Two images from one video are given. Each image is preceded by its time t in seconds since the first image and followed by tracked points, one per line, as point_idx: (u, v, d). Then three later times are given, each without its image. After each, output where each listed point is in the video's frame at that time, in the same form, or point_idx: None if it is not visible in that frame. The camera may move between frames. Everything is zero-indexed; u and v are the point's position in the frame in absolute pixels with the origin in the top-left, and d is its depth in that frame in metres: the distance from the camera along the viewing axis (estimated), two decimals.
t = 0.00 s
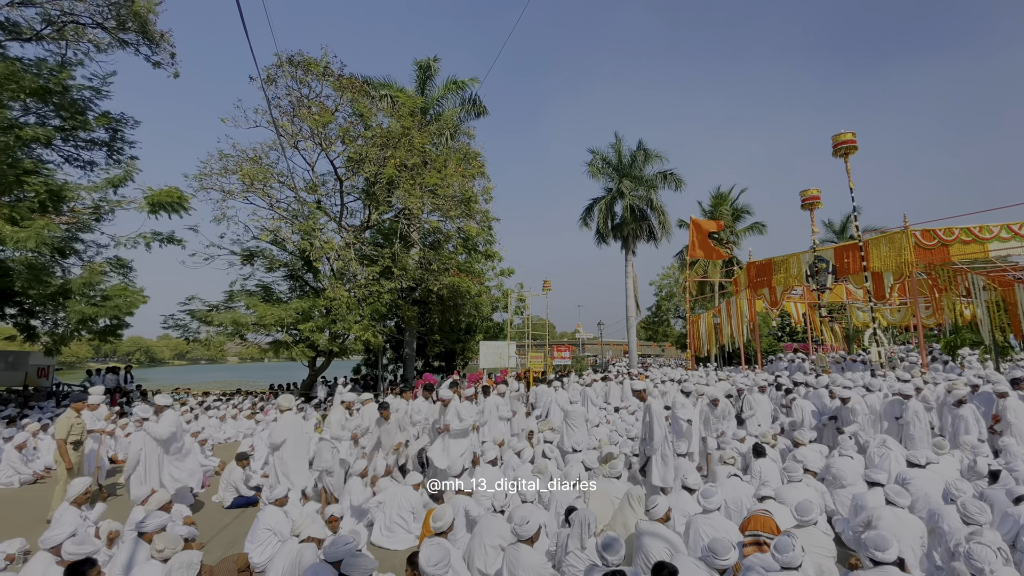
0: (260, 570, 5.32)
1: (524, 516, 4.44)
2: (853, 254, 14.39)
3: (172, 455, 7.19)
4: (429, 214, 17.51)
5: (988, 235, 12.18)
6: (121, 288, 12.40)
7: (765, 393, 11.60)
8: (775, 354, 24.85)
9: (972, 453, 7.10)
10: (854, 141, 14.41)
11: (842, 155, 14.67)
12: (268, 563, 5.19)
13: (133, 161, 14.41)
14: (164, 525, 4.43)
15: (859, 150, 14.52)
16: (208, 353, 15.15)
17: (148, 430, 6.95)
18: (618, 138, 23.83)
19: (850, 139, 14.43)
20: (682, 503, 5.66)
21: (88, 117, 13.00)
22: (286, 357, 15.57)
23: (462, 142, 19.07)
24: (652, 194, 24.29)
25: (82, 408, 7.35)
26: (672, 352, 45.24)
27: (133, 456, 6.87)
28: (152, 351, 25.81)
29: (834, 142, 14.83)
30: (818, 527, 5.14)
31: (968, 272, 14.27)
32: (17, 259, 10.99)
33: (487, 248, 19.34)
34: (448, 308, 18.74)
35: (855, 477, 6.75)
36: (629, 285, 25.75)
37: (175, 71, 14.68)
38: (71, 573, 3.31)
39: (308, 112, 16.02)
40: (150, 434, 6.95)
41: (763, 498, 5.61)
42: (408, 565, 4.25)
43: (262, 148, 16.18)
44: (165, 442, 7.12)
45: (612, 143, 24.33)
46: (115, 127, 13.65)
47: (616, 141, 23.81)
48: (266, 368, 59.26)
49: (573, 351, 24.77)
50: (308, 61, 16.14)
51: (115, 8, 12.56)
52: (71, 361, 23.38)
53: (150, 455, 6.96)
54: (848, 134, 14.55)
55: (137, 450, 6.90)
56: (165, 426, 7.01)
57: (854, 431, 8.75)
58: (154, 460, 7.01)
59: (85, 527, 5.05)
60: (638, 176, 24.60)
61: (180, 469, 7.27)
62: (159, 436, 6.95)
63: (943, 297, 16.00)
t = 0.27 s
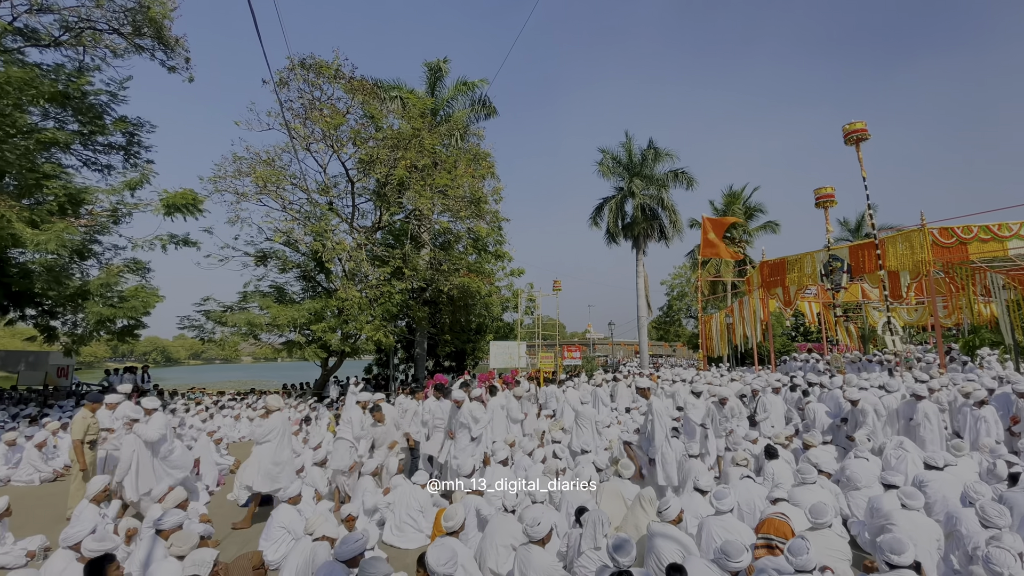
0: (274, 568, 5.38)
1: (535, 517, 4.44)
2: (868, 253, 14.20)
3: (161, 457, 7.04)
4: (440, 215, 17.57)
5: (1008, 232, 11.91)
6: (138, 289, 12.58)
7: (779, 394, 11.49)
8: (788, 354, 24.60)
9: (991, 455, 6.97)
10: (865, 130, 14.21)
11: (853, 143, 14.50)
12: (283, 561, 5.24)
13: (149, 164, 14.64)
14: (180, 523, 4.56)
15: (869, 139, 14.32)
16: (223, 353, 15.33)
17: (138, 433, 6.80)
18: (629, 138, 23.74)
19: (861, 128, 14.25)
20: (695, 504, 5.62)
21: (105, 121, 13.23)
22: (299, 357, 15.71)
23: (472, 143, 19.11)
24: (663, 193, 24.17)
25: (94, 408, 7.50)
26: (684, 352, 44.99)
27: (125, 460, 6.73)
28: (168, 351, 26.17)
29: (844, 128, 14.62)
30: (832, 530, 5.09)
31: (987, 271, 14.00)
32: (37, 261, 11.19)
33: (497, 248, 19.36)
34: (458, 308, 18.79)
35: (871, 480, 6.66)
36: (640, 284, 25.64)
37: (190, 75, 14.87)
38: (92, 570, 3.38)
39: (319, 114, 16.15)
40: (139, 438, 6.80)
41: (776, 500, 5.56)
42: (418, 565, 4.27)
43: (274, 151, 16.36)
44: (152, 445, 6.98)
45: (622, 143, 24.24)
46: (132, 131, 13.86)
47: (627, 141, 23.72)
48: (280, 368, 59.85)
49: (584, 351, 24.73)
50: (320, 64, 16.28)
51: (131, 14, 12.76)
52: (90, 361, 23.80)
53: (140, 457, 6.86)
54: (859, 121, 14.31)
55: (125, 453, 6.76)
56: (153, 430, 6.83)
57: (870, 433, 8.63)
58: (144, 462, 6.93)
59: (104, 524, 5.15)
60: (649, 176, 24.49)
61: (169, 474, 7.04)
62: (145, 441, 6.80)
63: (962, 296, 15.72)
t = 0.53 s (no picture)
0: (286, 566, 5.44)
1: (544, 518, 4.44)
2: (881, 252, 14.04)
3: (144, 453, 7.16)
4: (448, 215, 17.62)
5: None
6: (151, 290, 12.73)
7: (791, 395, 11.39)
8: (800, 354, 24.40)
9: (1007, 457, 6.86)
10: (877, 125, 14.05)
11: (865, 137, 14.35)
12: (294, 559, 5.30)
13: (162, 167, 14.81)
14: (194, 522, 4.59)
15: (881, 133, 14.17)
16: (235, 353, 15.46)
17: (124, 430, 6.91)
18: (638, 137, 23.66)
19: (873, 123, 14.09)
20: (705, 506, 5.60)
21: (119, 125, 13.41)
22: (309, 357, 15.83)
23: (480, 144, 19.14)
24: (672, 192, 24.06)
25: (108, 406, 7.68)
26: (694, 353, 44.75)
27: (111, 456, 6.77)
28: (181, 351, 26.46)
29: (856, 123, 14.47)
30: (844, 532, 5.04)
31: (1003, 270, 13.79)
32: (53, 263, 11.36)
33: (505, 248, 19.36)
34: (467, 308, 18.83)
35: (884, 482, 6.59)
36: (650, 284, 25.54)
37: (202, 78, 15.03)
38: (109, 568, 3.45)
39: (329, 116, 16.25)
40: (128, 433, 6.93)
41: (787, 503, 5.52)
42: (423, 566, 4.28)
43: (285, 152, 16.50)
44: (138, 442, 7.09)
45: (631, 142, 24.15)
46: (145, 135, 14.04)
47: (636, 140, 23.64)
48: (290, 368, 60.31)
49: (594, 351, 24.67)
50: (329, 66, 16.39)
51: (144, 19, 12.92)
52: (105, 361, 24.12)
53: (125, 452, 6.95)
54: (873, 116, 14.14)
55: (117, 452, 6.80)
56: (142, 425, 7.00)
57: (884, 435, 8.54)
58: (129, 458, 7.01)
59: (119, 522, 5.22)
60: (658, 175, 24.39)
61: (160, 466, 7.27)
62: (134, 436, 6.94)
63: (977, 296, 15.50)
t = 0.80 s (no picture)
0: (294, 567, 5.49)
1: (548, 521, 4.46)
2: (890, 252, 13.94)
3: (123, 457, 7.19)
4: (454, 217, 17.66)
5: None
6: (160, 292, 12.84)
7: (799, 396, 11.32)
8: (808, 355, 24.25)
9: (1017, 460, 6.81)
10: (884, 126, 13.98)
11: (871, 139, 14.26)
12: (301, 560, 5.35)
13: (171, 169, 14.94)
14: (203, 522, 4.67)
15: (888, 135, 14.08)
16: (243, 354, 15.57)
17: (104, 432, 6.95)
18: (644, 137, 23.61)
19: (879, 124, 14.02)
20: (710, 509, 5.59)
21: (129, 128, 13.55)
22: (316, 358, 15.91)
23: (486, 145, 19.17)
24: (678, 192, 23.99)
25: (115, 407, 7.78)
26: (701, 353, 44.62)
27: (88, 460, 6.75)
28: (189, 351, 26.66)
29: (863, 123, 14.39)
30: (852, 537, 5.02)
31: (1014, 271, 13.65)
32: (64, 265, 11.49)
33: (511, 249, 19.37)
34: (473, 309, 18.87)
35: (892, 485, 6.55)
36: (656, 285, 25.48)
37: (210, 81, 15.15)
38: (118, 569, 3.49)
39: (336, 118, 16.34)
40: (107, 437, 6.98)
41: (793, 506, 5.49)
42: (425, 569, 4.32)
43: (292, 155, 16.60)
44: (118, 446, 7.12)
45: (637, 142, 24.11)
46: (155, 138, 14.17)
47: (642, 140, 23.59)
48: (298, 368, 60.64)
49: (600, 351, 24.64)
50: (336, 68, 16.48)
51: (153, 23, 13.04)
52: (115, 361, 24.35)
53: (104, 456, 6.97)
54: (879, 117, 14.06)
55: (95, 454, 6.77)
56: (122, 428, 7.10)
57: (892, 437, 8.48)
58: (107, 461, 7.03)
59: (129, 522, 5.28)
60: (664, 175, 24.32)
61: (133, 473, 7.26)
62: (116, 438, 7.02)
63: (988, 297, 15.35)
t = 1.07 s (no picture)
0: (298, 568, 5.54)
1: (549, 524, 4.51)
2: (894, 253, 13.91)
3: (102, 458, 7.11)
4: (457, 218, 17.72)
5: None
6: (166, 293, 12.94)
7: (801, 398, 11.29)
8: (811, 357, 24.20)
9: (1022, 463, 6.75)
10: (884, 131, 13.97)
11: (872, 144, 14.24)
12: (305, 562, 5.41)
13: (177, 171, 15.04)
14: (208, 523, 4.63)
15: (889, 138, 14.07)
16: (247, 355, 15.64)
17: (82, 433, 6.94)
18: (647, 138, 23.63)
19: (879, 129, 14.01)
20: (711, 511, 5.62)
21: (134, 130, 13.65)
22: (320, 359, 15.99)
23: (488, 146, 19.21)
24: (681, 193, 23.99)
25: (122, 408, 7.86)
26: (704, 354, 44.59)
27: (66, 461, 6.71)
28: (194, 351, 26.80)
29: (863, 127, 14.40)
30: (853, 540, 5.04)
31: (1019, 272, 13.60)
32: (72, 267, 11.61)
33: (513, 250, 19.39)
34: (476, 310, 18.92)
35: (894, 488, 6.56)
36: (659, 285, 25.48)
37: (215, 84, 15.25)
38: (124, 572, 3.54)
39: (340, 120, 16.41)
40: (85, 436, 6.96)
41: (795, 509, 5.50)
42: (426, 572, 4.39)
43: (296, 157, 16.69)
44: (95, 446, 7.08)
45: (640, 143, 24.12)
46: (160, 140, 14.26)
47: (645, 141, 23.61)
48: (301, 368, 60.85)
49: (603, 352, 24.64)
50: (340, 71, 16.56)
51: (158, 26, 13.14)
52: (121, 362, 24.50)
53: (82, 458, 6.88)
54: (879, 120, 14.07)
55: (72, 454, 6.76)
56: (100, 428, 7.12)
57: (895, 441, 8.46)
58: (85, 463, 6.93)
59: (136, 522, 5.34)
60: (667, 176, 24.32)
61: (111, 474, 7.19)
62: (94, 437, 7.00)
63: (993, 298, 15.30)
